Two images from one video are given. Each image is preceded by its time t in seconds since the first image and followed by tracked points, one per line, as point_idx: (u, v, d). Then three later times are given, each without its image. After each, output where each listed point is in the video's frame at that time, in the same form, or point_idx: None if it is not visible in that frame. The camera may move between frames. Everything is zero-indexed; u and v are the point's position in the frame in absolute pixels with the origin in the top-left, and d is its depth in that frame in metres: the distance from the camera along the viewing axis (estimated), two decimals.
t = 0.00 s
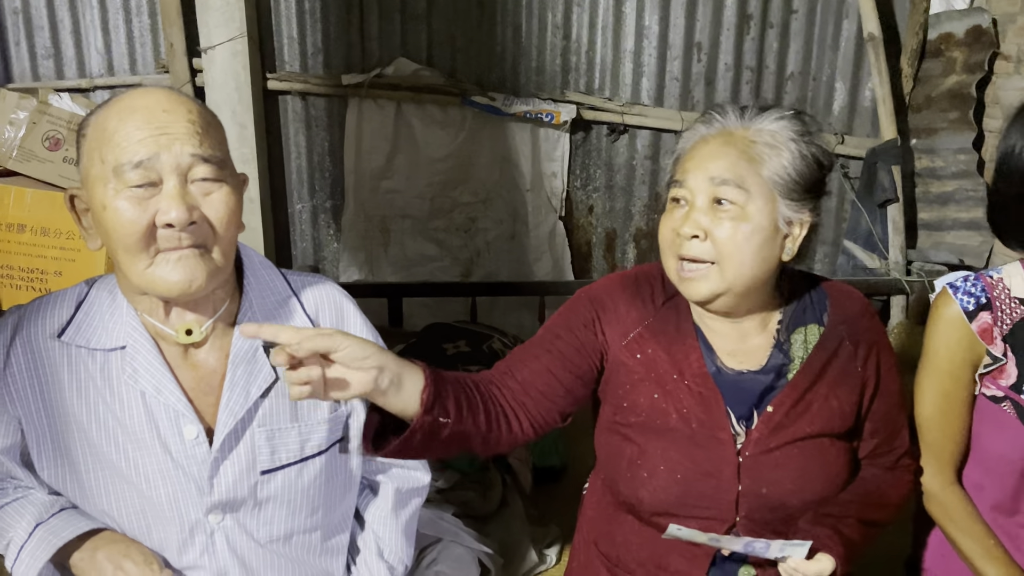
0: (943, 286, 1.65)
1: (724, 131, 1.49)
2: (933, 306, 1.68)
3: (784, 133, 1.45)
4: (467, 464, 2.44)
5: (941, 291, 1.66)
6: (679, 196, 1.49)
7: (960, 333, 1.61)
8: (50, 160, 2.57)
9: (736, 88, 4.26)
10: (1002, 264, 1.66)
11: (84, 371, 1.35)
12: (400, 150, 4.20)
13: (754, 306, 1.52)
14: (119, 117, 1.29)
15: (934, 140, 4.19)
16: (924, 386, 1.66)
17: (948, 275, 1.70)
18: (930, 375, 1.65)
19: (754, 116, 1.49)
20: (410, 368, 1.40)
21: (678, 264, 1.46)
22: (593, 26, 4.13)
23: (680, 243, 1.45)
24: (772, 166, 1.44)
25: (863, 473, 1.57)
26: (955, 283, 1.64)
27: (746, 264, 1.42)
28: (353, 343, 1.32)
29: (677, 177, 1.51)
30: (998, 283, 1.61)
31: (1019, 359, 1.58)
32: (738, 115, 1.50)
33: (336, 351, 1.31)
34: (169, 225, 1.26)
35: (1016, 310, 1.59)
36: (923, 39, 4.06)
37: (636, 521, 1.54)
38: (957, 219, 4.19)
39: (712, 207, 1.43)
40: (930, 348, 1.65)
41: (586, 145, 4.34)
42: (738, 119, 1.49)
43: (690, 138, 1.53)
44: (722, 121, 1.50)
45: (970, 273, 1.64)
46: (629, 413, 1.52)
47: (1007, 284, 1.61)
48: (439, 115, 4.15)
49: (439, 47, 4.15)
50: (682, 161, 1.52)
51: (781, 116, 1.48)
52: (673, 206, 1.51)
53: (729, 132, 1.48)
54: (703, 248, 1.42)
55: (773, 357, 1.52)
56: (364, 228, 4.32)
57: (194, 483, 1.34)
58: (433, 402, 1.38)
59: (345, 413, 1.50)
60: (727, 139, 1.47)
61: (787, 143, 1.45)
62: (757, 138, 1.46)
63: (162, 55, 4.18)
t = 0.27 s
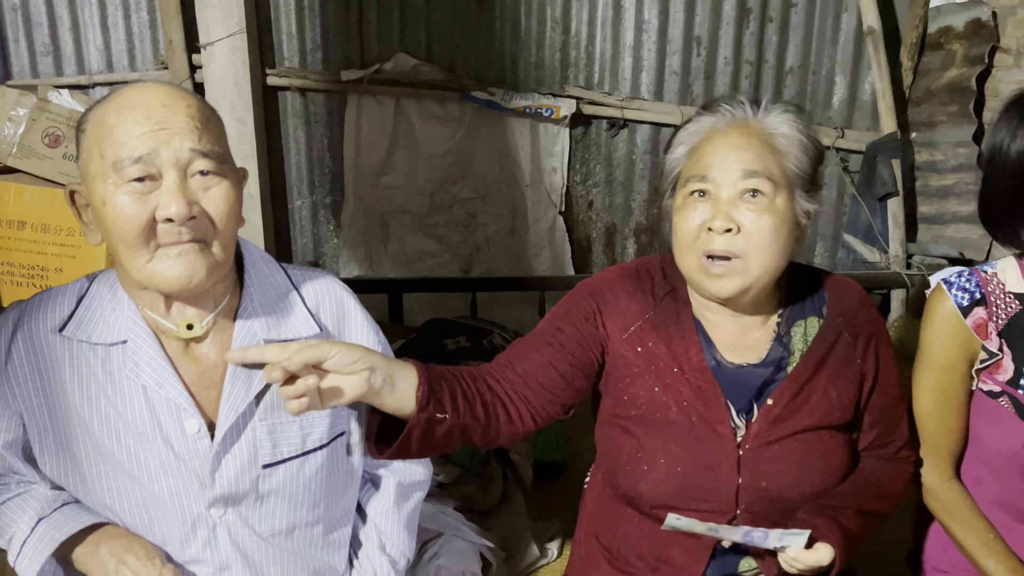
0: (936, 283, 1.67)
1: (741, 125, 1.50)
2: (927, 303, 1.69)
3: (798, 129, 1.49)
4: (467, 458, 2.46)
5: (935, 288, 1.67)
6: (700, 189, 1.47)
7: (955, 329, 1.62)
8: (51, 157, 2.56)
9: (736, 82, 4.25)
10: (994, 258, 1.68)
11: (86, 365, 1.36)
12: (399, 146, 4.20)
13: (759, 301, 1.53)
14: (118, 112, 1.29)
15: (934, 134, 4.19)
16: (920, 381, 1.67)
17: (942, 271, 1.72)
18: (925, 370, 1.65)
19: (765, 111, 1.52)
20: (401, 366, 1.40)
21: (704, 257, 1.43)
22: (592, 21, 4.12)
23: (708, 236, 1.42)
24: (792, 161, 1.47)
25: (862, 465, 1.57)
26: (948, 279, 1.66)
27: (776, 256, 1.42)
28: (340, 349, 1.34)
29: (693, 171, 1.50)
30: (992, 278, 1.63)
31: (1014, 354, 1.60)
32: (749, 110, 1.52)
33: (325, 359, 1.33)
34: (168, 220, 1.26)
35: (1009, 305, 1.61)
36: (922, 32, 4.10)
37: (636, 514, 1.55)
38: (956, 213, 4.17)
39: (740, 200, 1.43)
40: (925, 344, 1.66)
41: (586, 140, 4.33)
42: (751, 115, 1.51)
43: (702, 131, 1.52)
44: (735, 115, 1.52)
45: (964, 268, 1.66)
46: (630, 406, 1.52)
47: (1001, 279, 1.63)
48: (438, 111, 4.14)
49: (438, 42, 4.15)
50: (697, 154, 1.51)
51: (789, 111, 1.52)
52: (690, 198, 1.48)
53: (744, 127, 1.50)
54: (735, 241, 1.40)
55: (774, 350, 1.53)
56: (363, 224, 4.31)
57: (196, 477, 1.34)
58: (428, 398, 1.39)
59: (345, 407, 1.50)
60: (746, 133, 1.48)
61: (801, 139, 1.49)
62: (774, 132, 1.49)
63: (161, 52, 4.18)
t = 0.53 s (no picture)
0: (932, 280, 1.67)
1: (751, 127, 1.49)
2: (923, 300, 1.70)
3: (805, 129, 1.49)
4: (468, 454, 2.47)
5: (931, 285, 1.68)
6: (712, 194, 1.46)
7: (951, 326, 1.62)
8: (50, 154, 2.55)
9: (735, 78, 4.25)
10: (991, 255, 1.69)
11: (86, 362, 1.36)
12: (398, 143, 4.19)
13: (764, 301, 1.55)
14: (117, 109, 1.29)
15: (933, 130, 4.18)
16: (917, 379, 1.68)
17: (936, 269, 1.72)
18: (923, 368, 1.66)
19: (773, 110, 1.51)
20: (404, 383, 1.37)
21: (718, 264, 1.44)
22: (591, 17, 4.12)
23: (722, 244, 1.42)
24: (801, 164, 1.48)
25: (863, 461, 1.58)
26: (944, 276, 1.66)
27: (788, 263, 1.44)
28: (344, 368, 1.31)
29: (704, 173, 1.49)
30: (988, 275, 1.64)
31: (1010, 350, 1.61)
32: (757, 110, 1.51)
33: (329, 378, 1.30)
34: (168, 217, 1.27)
35: (1005, 301, 1.62)
36: (921, 29, 4.08)
37: (637, 510, 1.55)
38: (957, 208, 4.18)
39: (753, 206, 1.43)
40: (922, 342, 1.67)
41: (585, 137, 4.33)
42: (760, 114, 1.50)
43: (713, 132, 1.49)
44: (745, 115, 1.50)
45: (959, 265, 1.67)
46: (632, 403, 1.53)
47: (996, 276, 1.64)
48: (437, 108, 4.14)
49: (438, 39, 4.15)
50: (707, 155, 1.49)
51: (796, 110, 1.51)
52: (701, 202, 1.47)
53: (754, 128, 1.49)
54: (751, 249, 1.41)
55: (776, 347, 1.54)
56: (363, 221, 4.31)
57: (197, 474, 1.35)
58: (433, 414, 1.36)
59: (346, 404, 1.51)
60: (757, 136, 1.47)
61: (809, 139, 1.50)
62: (784, 134, 1.48)
63: (160, 49, 4.17)
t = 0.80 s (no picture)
0: (928, 279, 1.68)
1: (754, 127, 1.49)
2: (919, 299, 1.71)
3: (807, 130, 1.50)
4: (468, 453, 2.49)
5: (927, 285, 1.69)
6: (715, 193, 1.47)
7: (948, 326, 1.64)
8: (48, 154, 2.55)
9: (732, 78, 4.26)
10: (987, 254, 1.71)
11: (85, 361, 1.36)
12: (396, 142, 4.20)
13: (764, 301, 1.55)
14: (116, 109, 1.30)
15: (929, 129, 4.20)
16: (913, 377, 1.68)
17: (933, 267, 1.73)
18: (919, 367, 1.67)
19: (775, 110, 1.52)
20: (410, 388, 1.38)
21: (721, 264, 1.45)
22: (589, 16, 4.12)
23: (727, 243, 1.43)
24: (804, 164, 1.49)
25: (860, 458, 1.59)
26: (940, 275, 1.67)
27: (790, 262, 1.45)
28: (351, 374, 1.32)
29: (707, 172, 1.49)
30: (983, 274, 1.66)
31: (1006, 349, 1.62)
32: (760, 110, 1.52)
33: (337, 384, 1.30)
34: (167, 217, 1.27)
35: (1000, 301, 1.63)
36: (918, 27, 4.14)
37: (635, 508, 1.56)
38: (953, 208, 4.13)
39: (757, 206, 1.44)
40: (918, 341, 1.68)
41: (583, 136, 4.33)
42: (763, 114, 1.51)
43: (716, 131, 1.50)
44: (748, 115, 1.51)
45: (955, 264, 1.68)
46: (632, 402, 1.53)
47: (992, 275, 1.66)
48: (435, 107, 4.15)
49: (435, 38, 4.15)
50: (710, 155, 1.49)
51: (798, 111, 1.52)
52: (704, 202, 1.48)
53: (757, 128, 1.50)
54: (754, 248, 1.42)
55: (776, 347, 1.55)
56: (361, 219, 4.31)
57: (196, 472, 1.35)
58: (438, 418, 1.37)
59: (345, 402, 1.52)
60: (761, 136, 1.48)
61: (811, 140, 1.51)
62: (787, 134, 1.49)
63: (157, 48, 4.17)
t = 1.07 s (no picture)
0: (917, 281, 1.70)
1: (748, 129, 1.51)
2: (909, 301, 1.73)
3: (800, 132, 1.52)
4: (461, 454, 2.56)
5: (915, 287, 1.71)
6: (710, 194, 1.49)
7: (937, 327, 1.65)
8: (43, 154, 2.56)
9: (725, 80, 4.29)
10: (974, 258, 1.72)
11: (82, 363, 1.37)
12: (391, 143, 4.21)
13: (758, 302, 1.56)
14: (115, 113, 1.31)
15: (920, 131, 4.23)
16: (903, 378, 1.70)
17: (921, 270, 1.75)
18: (908, 368, 1.68)
19: (768, 112, 1.53)
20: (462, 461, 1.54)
21: (716, 263, 1.46)
22: (583, 19, 4.14)
23: (721, 243, 1.44)
24: (797, 166, 1.51)
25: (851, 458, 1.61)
26: (928, 277, 1.69)
27: (783, 263, 1.46)
28: (425, 463, 1.47)
29: (702, 173, 1.51)
30: (971, 276, 1.68)
31: (993, 350, 1.64)
32: (753, 112, 1.53)
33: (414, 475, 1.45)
34: (166, 220, 1.28)
35: (987, 302, 1.65)
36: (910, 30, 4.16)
37: (628, 508, 1.58)
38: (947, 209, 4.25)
39: (751, 206, 1.46)
40: (907, 343, 1.69)
41: (577, 138, 4.35)
42: (756, 116, 1.53)
43: (710, 134, 1.52)
44: (741, 117, 1.53)
45: (943, 266, 1.70)
46: (626, 403, 1.55)
47: (979, 277, 1.67)
48: (430, 108, 4.15)
49: (430, 40, 4.16)
50: (705, 156, 1.51)
51: (791, 113, 1.53)
52: (698, 203, 1.50)
53: (751, 130, 1.51)
54: (749, 248, 1.43)
55: (769, 347, 1.55)
56: (356, 220, 4.32)
57: (192, 474, 1.36)
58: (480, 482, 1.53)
59: (340, 403, 1.53)
60: (754, 138, 1.50)
61: (803, 143, 1.52)
62: (779, 136, 1.50)
63: (152, 49, 4.17)
